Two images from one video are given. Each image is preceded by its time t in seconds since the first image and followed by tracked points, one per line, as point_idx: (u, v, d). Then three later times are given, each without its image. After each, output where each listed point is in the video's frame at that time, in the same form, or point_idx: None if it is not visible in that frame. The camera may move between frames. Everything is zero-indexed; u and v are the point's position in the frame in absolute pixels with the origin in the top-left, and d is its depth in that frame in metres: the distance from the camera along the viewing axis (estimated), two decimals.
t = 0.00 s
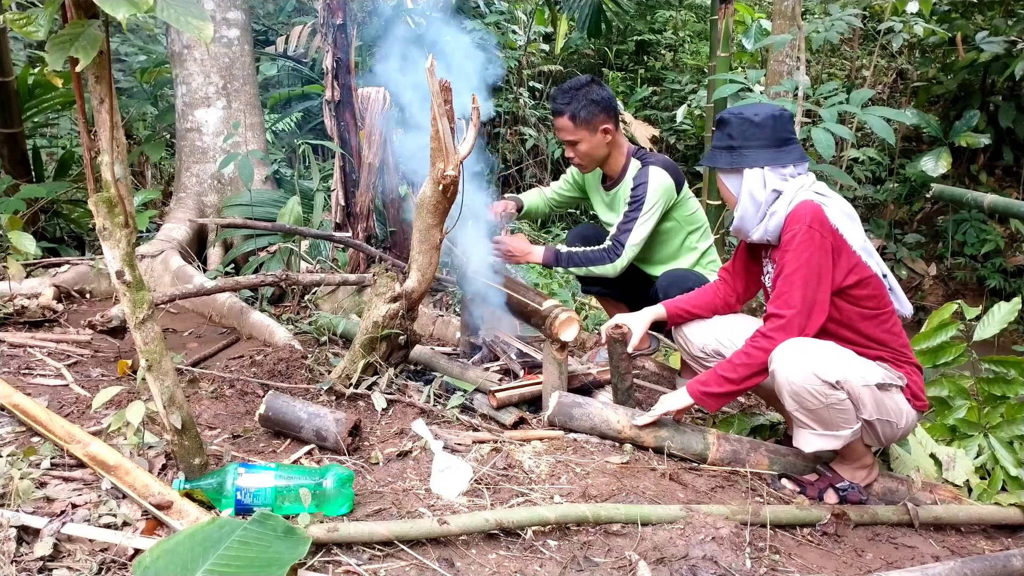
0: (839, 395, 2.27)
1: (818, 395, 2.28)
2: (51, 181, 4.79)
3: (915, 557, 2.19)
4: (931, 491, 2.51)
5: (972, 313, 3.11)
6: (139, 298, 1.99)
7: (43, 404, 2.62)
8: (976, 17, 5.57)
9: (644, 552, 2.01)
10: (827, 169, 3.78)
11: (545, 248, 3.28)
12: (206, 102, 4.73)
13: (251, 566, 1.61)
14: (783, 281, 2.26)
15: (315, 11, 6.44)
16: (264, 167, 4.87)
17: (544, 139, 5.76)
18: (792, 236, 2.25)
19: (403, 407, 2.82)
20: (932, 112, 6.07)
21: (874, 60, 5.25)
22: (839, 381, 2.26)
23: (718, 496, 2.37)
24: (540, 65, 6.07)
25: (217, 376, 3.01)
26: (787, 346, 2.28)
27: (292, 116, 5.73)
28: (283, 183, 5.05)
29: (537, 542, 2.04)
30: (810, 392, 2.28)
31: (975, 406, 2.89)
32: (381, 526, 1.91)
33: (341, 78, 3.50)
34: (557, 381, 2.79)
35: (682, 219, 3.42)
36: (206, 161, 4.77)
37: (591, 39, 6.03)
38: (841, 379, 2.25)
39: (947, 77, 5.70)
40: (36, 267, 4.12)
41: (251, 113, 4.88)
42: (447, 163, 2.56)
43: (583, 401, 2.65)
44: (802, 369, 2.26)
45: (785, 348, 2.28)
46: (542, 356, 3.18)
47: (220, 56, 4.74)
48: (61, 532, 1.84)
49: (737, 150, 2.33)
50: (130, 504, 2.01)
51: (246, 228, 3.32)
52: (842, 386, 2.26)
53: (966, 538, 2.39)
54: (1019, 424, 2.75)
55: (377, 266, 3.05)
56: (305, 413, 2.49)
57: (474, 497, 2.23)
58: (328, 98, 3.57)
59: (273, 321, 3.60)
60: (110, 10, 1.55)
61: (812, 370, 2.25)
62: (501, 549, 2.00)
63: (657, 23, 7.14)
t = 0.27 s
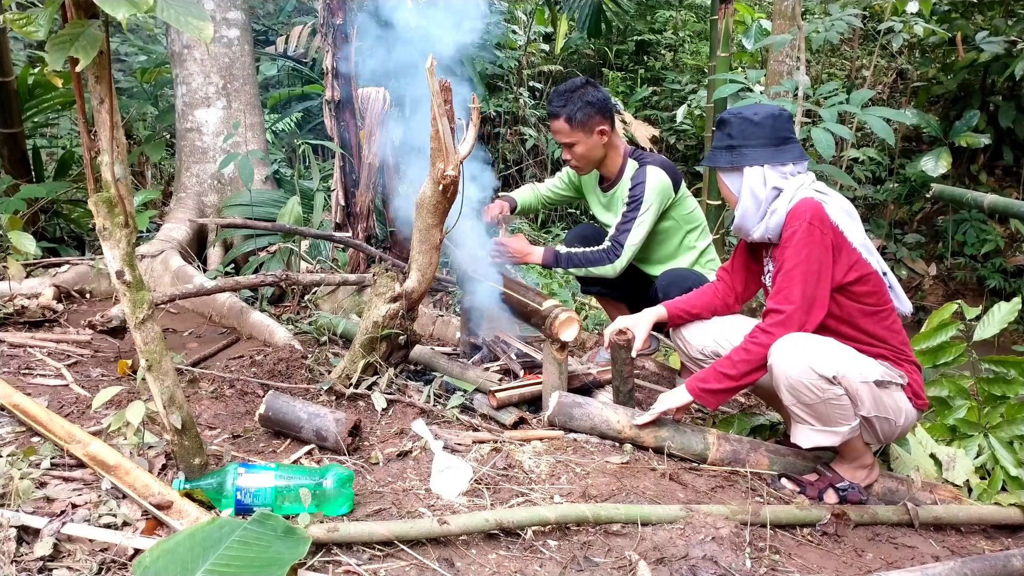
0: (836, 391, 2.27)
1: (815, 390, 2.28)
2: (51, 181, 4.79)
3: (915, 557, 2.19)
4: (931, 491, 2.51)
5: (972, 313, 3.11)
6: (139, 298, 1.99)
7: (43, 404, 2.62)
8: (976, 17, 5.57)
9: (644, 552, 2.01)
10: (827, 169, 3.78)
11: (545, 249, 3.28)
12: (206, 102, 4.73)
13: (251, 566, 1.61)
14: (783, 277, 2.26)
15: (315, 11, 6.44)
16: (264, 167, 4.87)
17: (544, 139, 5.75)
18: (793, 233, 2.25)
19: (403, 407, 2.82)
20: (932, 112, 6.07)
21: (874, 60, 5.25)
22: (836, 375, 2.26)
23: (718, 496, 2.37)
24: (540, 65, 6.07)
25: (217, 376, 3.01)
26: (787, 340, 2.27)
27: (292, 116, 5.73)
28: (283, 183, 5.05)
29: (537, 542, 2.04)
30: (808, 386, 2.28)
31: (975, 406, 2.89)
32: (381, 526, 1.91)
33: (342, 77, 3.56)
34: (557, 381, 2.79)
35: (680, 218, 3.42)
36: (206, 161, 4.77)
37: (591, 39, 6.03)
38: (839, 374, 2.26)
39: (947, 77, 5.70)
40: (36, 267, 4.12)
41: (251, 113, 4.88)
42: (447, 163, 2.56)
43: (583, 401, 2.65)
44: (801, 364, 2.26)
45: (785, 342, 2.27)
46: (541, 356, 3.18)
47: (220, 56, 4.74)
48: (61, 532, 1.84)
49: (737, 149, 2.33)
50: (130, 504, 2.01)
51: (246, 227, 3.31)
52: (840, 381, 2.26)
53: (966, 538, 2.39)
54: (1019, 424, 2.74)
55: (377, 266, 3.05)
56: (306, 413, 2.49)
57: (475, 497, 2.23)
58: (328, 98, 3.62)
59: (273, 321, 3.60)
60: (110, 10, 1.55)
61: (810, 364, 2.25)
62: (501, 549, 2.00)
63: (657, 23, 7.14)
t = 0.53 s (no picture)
0: (839, 389, 2.28)
1: (818, 387, 2.28)
2: (51, 181, 4.79)
3: (915, 557, 2.19)
4: (932, 491, 2.51)
5: (972, 313, 3.11)
6: (139, 298, 1.99)
7: (43, 404, 2.62)
8: (976, 17, 5.57)
9: (644, 552, 2.01)
10: (827, 169, 3.78)
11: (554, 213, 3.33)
12: (206, 102, 4.73)
13: (251, 566, 1.61)
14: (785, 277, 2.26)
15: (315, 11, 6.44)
16: (264, 167, 4.87)
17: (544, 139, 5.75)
18: (796, 233, 2.25)
19: (403, 407, 2.82)
20: (932, 112, 6.07)
21: (873, 60, 5.25)
22: (839, 373, 2.26)
23: (718, 496, 2.37)
24: (540, 65, 6.07)
25: (217, 376, 3.01)
26: (790, 337, 2.28)
27: (292, 116, 5.74)
28: (283, 183, 5.05)
29: (538, 542, 2.04)
30: (811, 383, 2.28)
31: (975, 407, 2.89)
32: (381, 526, 1.91)
33: (342, 77, 3.53)
34: (557, 381, 2.79)
35: (679, 216, 3.43)
36: (206, 161, 4.77)
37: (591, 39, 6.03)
38: (841, 372, 2.26)
39: (947, 77, 5.71)
40: (36, 267, 4.12)
41: (251, 113, 4.88)
42: (447, 163, 2.56)
43: (583, 401, 2.65)
44: (802, 361, 2.26)
45: (788, 339, 2.27)
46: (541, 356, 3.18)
47: (220, 56, 4.74)
48: (61, 532, 1.84)
49: (737, 148, 2.33)
50: (130, 504, 2.01)
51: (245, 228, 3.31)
52: (842, 378, 2.26)
53: (966, 538, 2.39)
54: (1019, 424, 2.75)
55: (377, 266, 3.05)
56: (306, 413, 2.49)
57: (475, 497, 2.23)
58: (328, 98, 3.58)
59: (273, 321, 3.60)
60: (110, 10, 1.55)
61: (813, 361, 2.25)
62: (501, 549, 2.00)
63: (657, 23, 7.14)
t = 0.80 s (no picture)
0: (839, 385, 2.27)
1: (818, 383, 2.27)
2: (51, 181, 4.79)
3: (915, 557, 2.19)
4: (932, 491, 2.51)
5: (972, 313, 3.11)
6: (139, 298, 1.99)
7: (43, 404, 2.62)
8: (976, 17, 5.57)
9: (644, 552, 2.01)
10: (827, 169, 3.78)
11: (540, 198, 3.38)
12: (206, 102, 4.73)
13: (251, 566, 1.61)
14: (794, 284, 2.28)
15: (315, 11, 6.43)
16: (264, 167, 4.87)
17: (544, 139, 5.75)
18: (805, 238, 2.25)
19: (403, 407, 2.82)
20: (932, 112, 6.07)
21: (873, 60, 5.25)
22: (840, 370, 2.26)
23: (718, 496, 2.37)
24: (540, 65, 6.07)
25: (217, 376, 3.01)
26: (791, 333, 2.29)
27: (292, 116, 5.74)
28: (283, 183, 5.05)
29: (538, 542, 2.04)
30: (811, 380, 2.27)
31: (975, 407, 2.89)
32: (381, 526, 1.91)
33: (341, 78, 3.51)
34: (557, 381, 2.79)
35: (677, 213, 3.43)
36: (206, 161, 4.78)
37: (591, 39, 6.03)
38: (842, 368, 2.26)
39: (947, 77, 5.71)
40: (36, 267, 4.12)
41: (251, 113, 4.88)
42: (447, 163, 2.56)
43: (583, 401, 2.65)
44: (804, 357, 2.26)
45: (790, 335, 2.28)
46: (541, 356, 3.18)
47: (220, 56, 4.74)
48: (61, 532, 1.83)
49: (746, 147, 2.32)
50: (130, 504, 2.01)
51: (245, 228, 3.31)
52: (843, 375, 2.26)
53: (966, 538, 2.38)
54: (1019, 424, 2.75)
55: (377, 266, 3.05)
56: (306, 413, 2.49)
57: (475, 497, 2.23)
58: (328, 98, 3.56)
59: (273, 321, 3.60)
60: (110, 10, 1.55)
61: (813, 358, 2.25)
62: (501, 549, 2.00)
63: (657, 23, 7.14)
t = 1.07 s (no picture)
0: (840, 386, 2.27)
1: (819, 384, 2.27)
2: (51, 181, 4.79)
3: (915, 557, 2.19)
4: (932, 491, 2.50)
5: (972, 313, 3.11)
6: (139, 298, 1.99)
7: (43, 404, 2.62)
8: (976, 17, 5.57)
9: (644, 552, 2.01)
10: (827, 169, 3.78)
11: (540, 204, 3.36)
12: (206, 102, 4.73)
13: (251, 566, 1.61)
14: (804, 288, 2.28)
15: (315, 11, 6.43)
16: (264, 167, 4.87)
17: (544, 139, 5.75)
18: (817, 244, 2.26)
19: (403, 407, 2.82)
20: (932, 112, 6.07)
21: (874, 60, 5.25)
22: (840, 371, 2.26)
23: (718, 496, 2.37)
24: (540, 65, 6.07)
25: (217, 376, 3.01)
26: (792, 334, 2.29)
27: (292, 116, 5.74)
28: (283, 183, 5.05)
29: (538, 542, 2.04)
30: (812, 381, 2.27)
31: (975, 407, 2.89)
32: (381, 526, 1.91)
33: (341, 77, 3.49)
34: (557, 380, 2.79)
35: (678, 213, 3.43)
36: (206, 161, 4.78)
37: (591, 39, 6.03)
38: (843, 370, 2.26)
39: (947, 77, 5.71)
40: (36, 267, 4.12)
41: (251, 113, 4.88)
42: (447, 163, 2.56)
43: (583, 401, 2.65)
44: (805, 359, 2.26)
45: (791, 337, 2.28)
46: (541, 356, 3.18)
47: (220, 56, 4.74)
48: (61, 532, 1.83)
49: (766, 144, 2.29)
50: (130, 504, 2.01)
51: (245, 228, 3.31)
52: (843, 376, 2.26)
53: (966, 538, 2.38)
54: (1019, 424, 2.75)
55: (377, 266, 3.05)
56: (306, 413, 2.49)
57: (475, 497, 2.23)
58: (328, 98, 3.54)
59: (273, 321, 3.60)
60: (110, 10, 1.55)
61: (814, 358, 2.25)
62: (501, 549, 2.00)
63: (657, 23, 7.14)
